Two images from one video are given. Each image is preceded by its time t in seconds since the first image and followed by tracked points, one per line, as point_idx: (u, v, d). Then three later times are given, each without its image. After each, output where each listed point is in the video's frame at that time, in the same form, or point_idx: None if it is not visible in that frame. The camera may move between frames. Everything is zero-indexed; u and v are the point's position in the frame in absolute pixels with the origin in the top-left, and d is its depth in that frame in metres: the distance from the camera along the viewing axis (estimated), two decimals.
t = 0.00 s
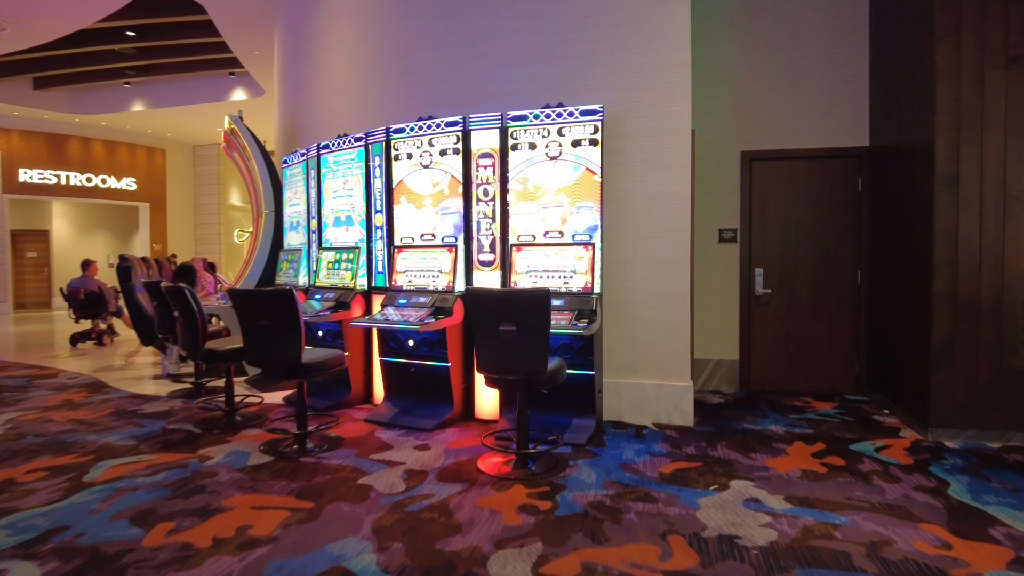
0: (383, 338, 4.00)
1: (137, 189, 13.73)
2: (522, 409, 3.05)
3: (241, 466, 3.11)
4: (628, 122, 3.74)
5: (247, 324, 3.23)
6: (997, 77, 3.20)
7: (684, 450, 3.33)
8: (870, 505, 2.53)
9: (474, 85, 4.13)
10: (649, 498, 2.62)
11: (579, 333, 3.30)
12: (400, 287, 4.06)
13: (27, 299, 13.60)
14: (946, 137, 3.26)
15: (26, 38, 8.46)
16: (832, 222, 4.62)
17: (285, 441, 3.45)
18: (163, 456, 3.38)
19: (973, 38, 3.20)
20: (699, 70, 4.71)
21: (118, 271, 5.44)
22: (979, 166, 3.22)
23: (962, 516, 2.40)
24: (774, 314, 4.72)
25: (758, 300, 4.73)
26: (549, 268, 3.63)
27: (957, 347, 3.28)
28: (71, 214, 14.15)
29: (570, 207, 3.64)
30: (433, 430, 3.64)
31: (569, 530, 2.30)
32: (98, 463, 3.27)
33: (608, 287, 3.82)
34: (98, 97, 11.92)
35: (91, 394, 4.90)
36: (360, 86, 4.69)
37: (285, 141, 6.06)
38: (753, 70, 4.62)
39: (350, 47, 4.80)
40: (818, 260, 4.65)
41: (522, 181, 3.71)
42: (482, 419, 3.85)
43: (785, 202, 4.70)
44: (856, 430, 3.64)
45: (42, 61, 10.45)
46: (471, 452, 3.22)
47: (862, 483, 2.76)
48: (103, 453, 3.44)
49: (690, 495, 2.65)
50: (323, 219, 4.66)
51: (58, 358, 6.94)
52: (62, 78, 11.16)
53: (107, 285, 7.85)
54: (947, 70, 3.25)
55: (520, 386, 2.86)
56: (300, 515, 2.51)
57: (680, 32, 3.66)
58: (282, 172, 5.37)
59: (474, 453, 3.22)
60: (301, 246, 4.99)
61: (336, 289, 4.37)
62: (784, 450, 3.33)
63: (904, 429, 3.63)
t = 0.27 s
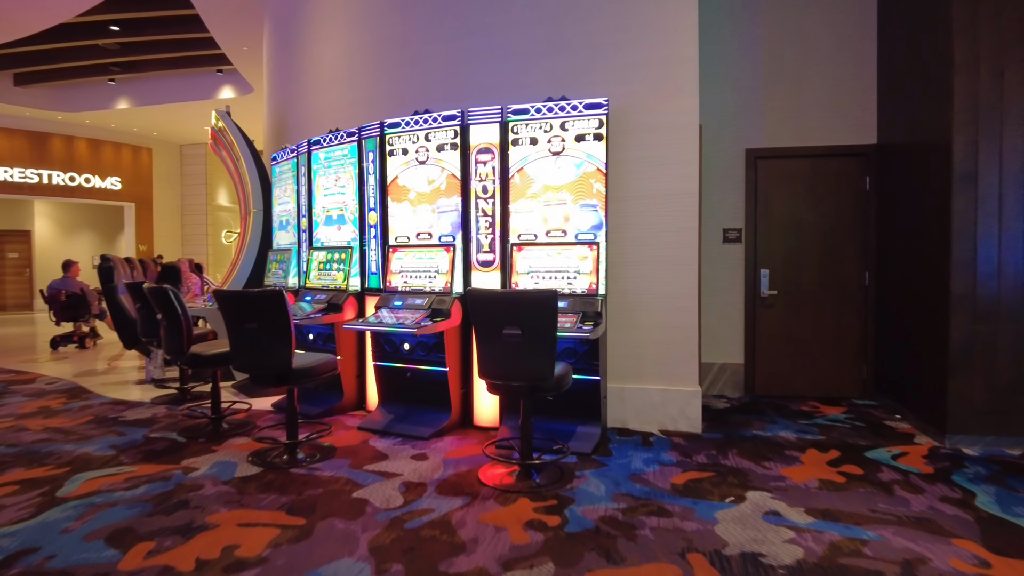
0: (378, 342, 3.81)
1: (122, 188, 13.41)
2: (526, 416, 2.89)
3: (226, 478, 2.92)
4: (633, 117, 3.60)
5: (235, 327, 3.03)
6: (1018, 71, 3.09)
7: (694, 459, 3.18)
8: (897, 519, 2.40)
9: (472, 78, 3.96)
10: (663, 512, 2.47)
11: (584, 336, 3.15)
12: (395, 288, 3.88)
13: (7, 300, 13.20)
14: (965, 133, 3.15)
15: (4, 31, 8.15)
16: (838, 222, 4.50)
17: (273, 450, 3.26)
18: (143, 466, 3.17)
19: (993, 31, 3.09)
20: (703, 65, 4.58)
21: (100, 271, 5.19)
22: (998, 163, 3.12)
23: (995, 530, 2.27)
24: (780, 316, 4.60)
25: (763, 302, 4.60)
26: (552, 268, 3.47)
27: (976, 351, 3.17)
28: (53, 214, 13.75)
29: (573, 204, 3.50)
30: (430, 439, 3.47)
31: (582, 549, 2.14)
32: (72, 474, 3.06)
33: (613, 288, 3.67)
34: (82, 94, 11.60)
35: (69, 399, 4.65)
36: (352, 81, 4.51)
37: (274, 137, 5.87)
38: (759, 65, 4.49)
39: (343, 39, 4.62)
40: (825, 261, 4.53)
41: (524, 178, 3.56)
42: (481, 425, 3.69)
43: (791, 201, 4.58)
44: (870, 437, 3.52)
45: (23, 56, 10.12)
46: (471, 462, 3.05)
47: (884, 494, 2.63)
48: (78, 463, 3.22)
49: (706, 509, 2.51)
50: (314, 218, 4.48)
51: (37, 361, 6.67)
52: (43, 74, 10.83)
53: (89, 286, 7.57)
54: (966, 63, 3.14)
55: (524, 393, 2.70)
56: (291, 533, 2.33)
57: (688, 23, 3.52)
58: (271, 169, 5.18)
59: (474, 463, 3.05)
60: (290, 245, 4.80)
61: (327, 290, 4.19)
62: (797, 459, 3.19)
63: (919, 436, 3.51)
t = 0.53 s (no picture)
0: (377, 347, 3.63)
1: (113, 188, 13.15)
2: (536, 428, 2.71)
3: (216, 493, 2.72)
4: (646, 111, 3.43)
5: (225, 332, 2.84)
6: None
7: (713, 472, 3.01)
8: (938, 538, 2.24)
9: (475, 70, 3.78)
10: (687, 532, 2.30)
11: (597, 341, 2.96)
12: (395, 291, 3.70)
13: None
14: (995, 128, 3.02)
15: None
16: (855, 222, 4.35)
17: (266, 462, 3.07)
18: (127, 479, 2.97)
19: None
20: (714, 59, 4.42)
21: (86, 272, 4.98)
22: None
23: None
24: (793, 320, 4.44)
25: (776, 305, 4.44)
26: (561, 269, 3.30)
27: (1008, 357, 3.03)
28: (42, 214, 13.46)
29: (583, 202, 3.33)
30: (433, 450, 3.29)
31: None
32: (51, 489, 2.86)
33: (624, 291, 3.50)
34: (72, 92, 11.34)
35: (52, 405, 4.43)
36: (349, 74, 4.33)
37: (268, 134, 5.67)
38: (772, 60, 4.34)
39: (340, 31, 4.43)
40: (840, 262, 4.38)
41: (531, 175, 3.39)
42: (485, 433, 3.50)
43: (805, 200, 4.42)
44: (894, 447, 3.36)
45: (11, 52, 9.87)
46: (477, 476, 2.87)
47: (920, 511, 2.47)
48: (58, 476, 3.02)
49: (732, 528, 2.34)
50: (309, 217, 4.30)
51: (23, 365, 6.45)
52: (32, 71, 10.56)
53: (77, 288, 7.36)
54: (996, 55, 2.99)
55: (536, 403, 2.53)
56: (285, 557, 2.14)
57: (704, 13, 3.35)
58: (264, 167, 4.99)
59: (481, 476, 2.88)
60: (285, 245, 4.61)
61: (323, 292, 4.01)
62: (821, 470, 3.03)
63: (945, 446, 3.36)
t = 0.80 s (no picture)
0: (384, 350, 3.47)
1: (109, 187, 12.96)
2: (556, 436, 2.56)
3: (217, 506, 2.57)
4: (665, 103, 3.29)
5: (224, 336, 2.68)
6: None
7: (739, 482, 2.87)
8: (989, 556, 2.10)
9: (486, 61, 3.64)
10: (722, 550, 2.16)
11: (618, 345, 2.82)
12: (402, 291, 3.55)
13: None
14: None
15: None
16: (877, 221, 4.21)
17: (269, 471, 2.91)
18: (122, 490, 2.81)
19: None
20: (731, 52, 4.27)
21: (81, 271, 4.80)
22: None
23: None
24: (813, 321, 4.30)
25: (795, 306, 4.30)
26: (577, 269, 3.15)
27: None
28: (37, 212, 13.25)
29: (601, 198, 3.17)
30: (444, 458, 3.13)
31: None
32: (40, 500, 2.70)
33: (643, 292, 3.36)
34: (67, 89, 11.15)
35: (45, 409, 4.26)
36: (353, 66, 4.17)
37: (268, 130, 5.51)
38: (791, 53, 4.20)
39: (343, 22, 4.27)
40: (862, 262, 4.24)
41: (546, 171, 3.24)
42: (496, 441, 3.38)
43: (826, 198, 4.28)
44: (926, 454, 3.22)
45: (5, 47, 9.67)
46: (492, 487, 2.72)
47: (964, 525, 2.33)
48: (48, 486, 2.85)
49: (769, 545, 2.20)
50: (312, 214, 4.14)
51: (16, 367, 6.27)
52: (26, 67, 10.37)
53: (72, 288, 7.18)
54: None
55: (557, 411, 2.38)
56: None
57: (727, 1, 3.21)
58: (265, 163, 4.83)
59: (496, 488, 2.73)
60: (287, 244, 4.45)
61: (327, 293, 3.86)
62: (852, 480, 2.89)
63: (978, 455, 3.22)
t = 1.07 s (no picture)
0: (397, 353, 3.33)
1: (109, 186, 12.79)
2: (585, 446, 2.41)
3: (224, 520, 2.42)
4: (692, 96, 3.14)
5: (231, 338, 2.52)
6: None
7: (774, 493, 2.72)
8: None
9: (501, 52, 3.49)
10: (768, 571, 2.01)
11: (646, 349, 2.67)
12: (416, 292, 3.40)
13: None
14: None
15: None
16: (905, 219, 4.07)
17: (278, 482, 2.76)
18: (122, 501, 2.66)
19: None
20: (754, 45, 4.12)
21: (80, 270, 4.64)
22: None
23: None
24: (838, 323, 4.15)
25: (820, 308, 4.16)
26: (601, 269, 3.00)
27: None
28: (36, 211, 13.07)
29: (626, 195, 3.03)
30: (461, 467, 2.99)
31: None
32: (36, 512, 2.54)
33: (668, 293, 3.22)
34: (66, 86, 10.98)
35: (41, 414, 4.10)
36: (362, 58, 4.01)
37: (272, 126, 5.36)
38: (817, 45, 4.05)
39: (352, 12, 4.12)
40: (890, 262, 4.09)
41: (568, 168, 3.12)
42: (516, 448, 3.22)
43: (852, 196, 4.13)
44: (966, 463, 3.07)
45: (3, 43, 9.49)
46: (515, 500, 2.58)
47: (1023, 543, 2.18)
48: (44, 498, 2.70)
49: (818, 565, 2.05)
50: (320, 212, 3.99)
51: (14, 369, 6.10)
52: (25, 64, 10.21)
53: (71, 288, 7.01)
54: None
55: (588, 420, 2.23)
56: None
57: None
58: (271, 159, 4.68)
59: (519, 500, 2.58)
60: (293, 243, 4.31)
61: (336, 294, 3.71)
62: (892, 491, 2.74)
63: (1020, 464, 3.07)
